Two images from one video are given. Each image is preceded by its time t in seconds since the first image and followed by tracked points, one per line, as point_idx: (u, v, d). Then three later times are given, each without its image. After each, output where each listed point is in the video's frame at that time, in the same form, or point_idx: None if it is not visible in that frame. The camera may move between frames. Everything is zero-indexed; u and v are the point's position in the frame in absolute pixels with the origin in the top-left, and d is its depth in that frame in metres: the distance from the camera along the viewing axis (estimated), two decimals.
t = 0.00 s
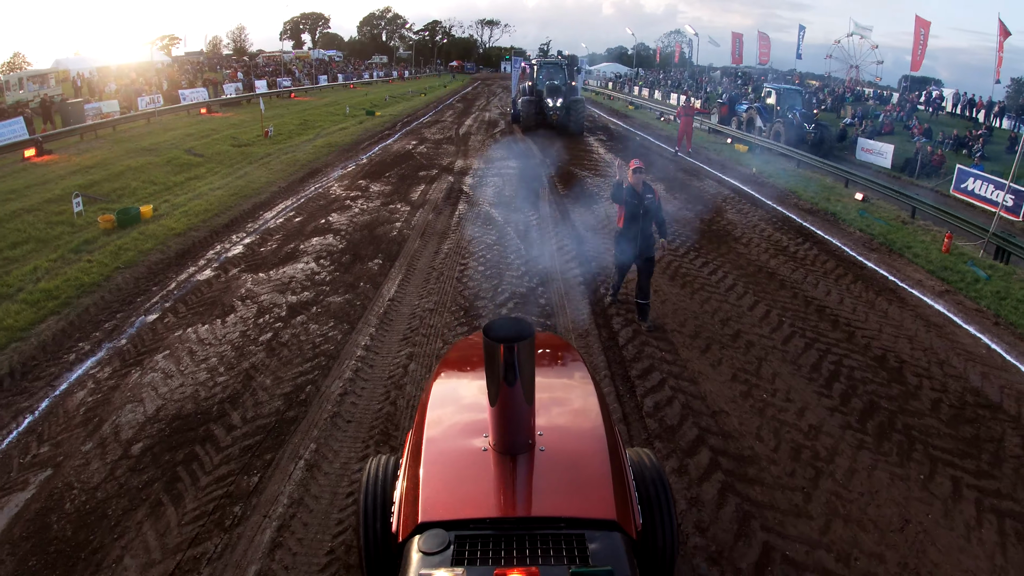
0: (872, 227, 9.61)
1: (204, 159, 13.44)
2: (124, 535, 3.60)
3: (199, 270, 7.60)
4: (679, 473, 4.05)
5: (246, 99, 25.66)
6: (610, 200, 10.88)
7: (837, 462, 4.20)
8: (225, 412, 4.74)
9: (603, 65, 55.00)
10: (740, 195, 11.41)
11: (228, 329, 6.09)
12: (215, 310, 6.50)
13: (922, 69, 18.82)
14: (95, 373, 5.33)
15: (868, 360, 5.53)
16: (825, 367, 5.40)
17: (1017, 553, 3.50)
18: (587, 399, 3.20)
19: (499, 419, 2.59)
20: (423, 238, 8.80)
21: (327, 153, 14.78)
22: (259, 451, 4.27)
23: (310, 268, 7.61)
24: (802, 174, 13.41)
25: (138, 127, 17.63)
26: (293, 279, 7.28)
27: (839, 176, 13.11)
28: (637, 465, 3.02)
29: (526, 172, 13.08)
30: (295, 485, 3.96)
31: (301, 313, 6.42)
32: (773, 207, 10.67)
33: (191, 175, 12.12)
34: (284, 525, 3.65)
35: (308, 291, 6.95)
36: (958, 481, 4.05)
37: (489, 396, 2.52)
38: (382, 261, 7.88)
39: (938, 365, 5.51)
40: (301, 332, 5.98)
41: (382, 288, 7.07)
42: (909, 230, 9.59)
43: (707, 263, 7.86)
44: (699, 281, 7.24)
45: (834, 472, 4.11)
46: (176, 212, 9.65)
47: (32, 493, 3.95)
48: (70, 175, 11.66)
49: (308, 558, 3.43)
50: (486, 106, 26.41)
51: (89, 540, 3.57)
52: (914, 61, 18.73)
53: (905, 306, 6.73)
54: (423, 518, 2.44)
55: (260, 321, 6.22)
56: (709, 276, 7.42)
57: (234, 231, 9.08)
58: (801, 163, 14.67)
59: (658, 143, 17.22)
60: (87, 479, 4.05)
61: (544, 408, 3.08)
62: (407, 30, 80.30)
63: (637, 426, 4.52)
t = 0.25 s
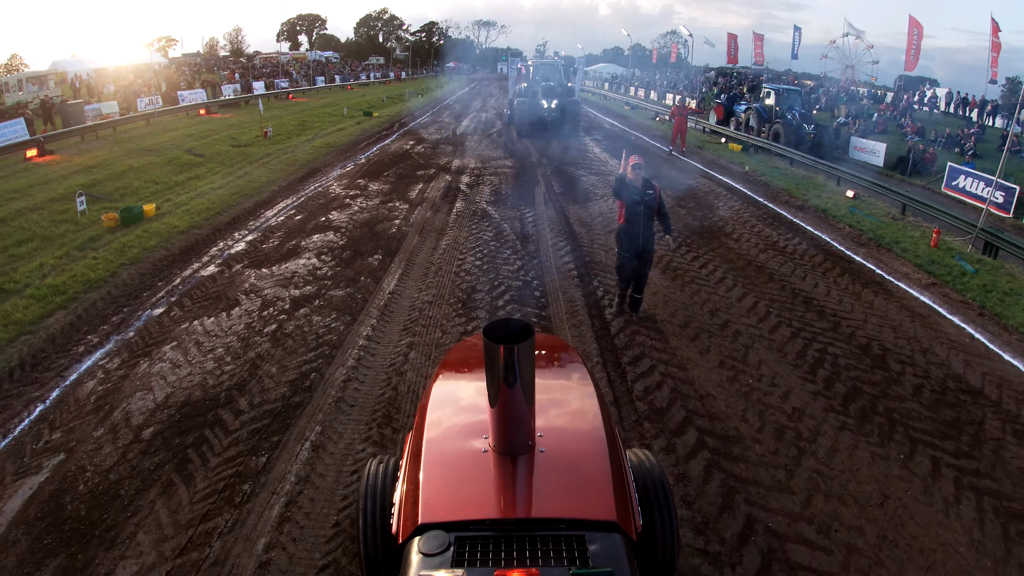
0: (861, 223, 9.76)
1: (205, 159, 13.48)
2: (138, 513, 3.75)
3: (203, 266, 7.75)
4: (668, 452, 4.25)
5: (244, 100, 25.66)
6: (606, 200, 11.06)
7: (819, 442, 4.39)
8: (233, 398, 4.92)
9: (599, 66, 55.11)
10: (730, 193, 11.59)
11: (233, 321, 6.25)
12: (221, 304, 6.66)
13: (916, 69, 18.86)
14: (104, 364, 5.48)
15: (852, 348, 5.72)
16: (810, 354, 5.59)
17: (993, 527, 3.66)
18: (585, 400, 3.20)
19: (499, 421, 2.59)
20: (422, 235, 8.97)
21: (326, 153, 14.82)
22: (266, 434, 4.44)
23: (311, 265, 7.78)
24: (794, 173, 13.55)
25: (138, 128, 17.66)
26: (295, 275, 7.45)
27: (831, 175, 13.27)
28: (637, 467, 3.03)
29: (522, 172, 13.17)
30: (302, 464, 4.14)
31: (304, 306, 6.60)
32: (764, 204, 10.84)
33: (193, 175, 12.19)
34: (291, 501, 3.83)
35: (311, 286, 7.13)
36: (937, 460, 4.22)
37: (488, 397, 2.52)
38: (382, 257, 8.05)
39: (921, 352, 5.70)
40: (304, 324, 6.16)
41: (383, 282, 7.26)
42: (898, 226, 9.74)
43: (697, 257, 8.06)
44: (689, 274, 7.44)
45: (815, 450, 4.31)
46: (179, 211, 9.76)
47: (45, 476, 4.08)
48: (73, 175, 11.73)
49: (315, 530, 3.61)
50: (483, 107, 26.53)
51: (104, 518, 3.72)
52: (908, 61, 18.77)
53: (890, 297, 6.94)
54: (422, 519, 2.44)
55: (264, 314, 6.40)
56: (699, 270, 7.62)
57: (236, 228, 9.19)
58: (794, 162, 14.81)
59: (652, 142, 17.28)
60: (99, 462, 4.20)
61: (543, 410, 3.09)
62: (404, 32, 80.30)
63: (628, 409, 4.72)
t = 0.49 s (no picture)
0: (852, 218, 9.86)
1: (206, 159, 13.51)
2: (150, 493, 3.88)
3: (207, 262, 7.83)
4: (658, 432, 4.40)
5: (243, 101, 25.62)
6: (600, 196, 11.14)
7: (804, 422, 4.54)
8: (241, 384, 5.06)
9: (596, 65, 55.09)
10: (724, 189, 11.69)
11: (239, 314, 6.37)
12: (226, 297, 6.76)
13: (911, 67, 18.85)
14: (113, 355, 5.59)
15: (838, 336, 5.86)
16: (796, 341, 5.74)
17: (972, 502, 3.78)
18: (584, 399, 3.20)
19: (499, 421, 2.59)
20: (421, 230, 9.05)
21: (325, 152, 14.82)
22: (274, 418, 4.59)
23: (314, 260, 7.86)
24: (788, 170, 13.62)
25: (138, 128, 17.68)
26: (298, 269, 7.55)
27: (824, 172, 13.34)
28: (638, 466, 3.02)
29: (518, 171, 13.20)
30: (309, 445, 4.29)
31: (307, 298, 6.72)
32: (757, 200, 10.93)
33: (194, 174, 12.23)
34: (299, 479, 3.97)
35: (313, 279, 7.23)
36: (917, 440, 4.36)
37: (488, 396, 2.52)
38: (383, 252, 8.15)
39: (906, 340, 5.83)
40: (308, 315, 6.29)
41: (384, 275, 7.38)
42: (888, 222, 9.83)
43: (689, 251, 8.17)
44: (681, 267, 7.56)
45: (799, 430, 4.46)
46: (181, 209, 9.81)
47: (59, 460, 4.20)
48: (76, 175, 11.78)
49: (323, 505, 3.76)
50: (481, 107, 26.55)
51: (118, 499, 3.84)
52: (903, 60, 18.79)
53: (877, 288, 7.07)
54: (423, 518, 2.44)
55: (269, 306, 6.52)
56: (690, 262, 7.73)
57: (238, 226, 9.26)
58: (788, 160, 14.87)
59: (646, 141, 17.23)
60: (111, 447, 4.32)
61: (541, 408, 3.09)
62: (401, 32, 80.09)
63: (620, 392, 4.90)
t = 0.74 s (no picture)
0: (843, 214, 9.95)
1: (207, 158, 13.53)
2: (163, 474, 4.01)
3: (211, 258, 7.92)
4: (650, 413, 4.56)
5: (241, 101, 25.53)
6: (597, 193, 11.19)
7: (790, 405, 4.69)
8: (249, 372, 5.21)
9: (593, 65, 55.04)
10: (718, 186, 11.79)
11: (244, 307, 6.48)
12: (231, 291, 6.87)
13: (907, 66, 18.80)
14: (122, 346, 5.70)
15: (825, 325, 5.99)
16: (785, 330, 5.88)
17: (953, 481, 3.91)
18: (583, 399, 3.20)
19: (499, 421, 2.59)
20: (421, 227, 9.14)
21: (324, 152, 14.81)
22: (282, 403, 4.73)
23: (316, 255, 7.95)
24: (782, 168, 13.69)
25: (139, 128, 17.67)
26: (301, 265, 7.64)
27: (817, 170, 13.42)
28: (637, 466, 3.03)
29: (515, 169, 13.20)
30: (316, 427, 4.44)
31: (311, 291, 6.83)
32: (750, 196, 11.03)
33: (196, 173, 12.26)
34: (307, 459, 4.12)
35: (316, 274, 7.32)
36: (900, 422, 4.49)
37: (488, 396, 2.52)
38: (384, 248, 8.24)
39: (893, 330, 5.95)
40: (312, 307, 6.41)
41: (385, 269, 7.48)
42: (880, 217, 9.92)
43: (682, 245, 8.28)
44: (673, 260, 7.69)
45: (786, 412, 4.62)
46: (184, 208, 9.86)
47: (73, 445, 4.32)
48: (79, 174, 11.81)
49: (330, 483, 3.91)
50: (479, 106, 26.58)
51: (131, 480, 3.97)
52: (898, 58, 18.75)
53: (865, 280, 7.18)
54: (423, 518, 2.44)
55: (274, 299, 6.62)
56: (682, 256, 7.85)
57: (241, 223, 9.33)
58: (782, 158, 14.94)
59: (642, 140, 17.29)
60: (123, 432, 4.45)
61: (540, 408, 3.09)
62: (398, 32, 79.94)
63: (614, 377, 5.05)
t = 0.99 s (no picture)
0: (836, 211, 10.05)
1: (209, 157, 13.55)
2: (176, 457, 4.16)
3: (216, 254, 8.02)
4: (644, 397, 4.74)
5: (241, 101, 25.46)
6: (595, 190, 11.27)
7: (778, 391, 4.86)
8: (256, 361, 5.36)
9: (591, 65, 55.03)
10: (713, 184, 11.90)
11: (250, 300, 6.59)
12: (237, 286, 6.99)
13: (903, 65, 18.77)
14: (131, 338, 5.81)
15: (815, 316, 6.15)
16: (775, 321, 6.05)
17: (936, 462, 4.06)
18: (583, 398, 3.21)
19: (499, 421, 2.60)
20: (422, 223, 9.25)
21: (324, 151, 14.78)
22: (289, 390, 4.90)
23: (319, 251, 8.05)
24: (776, 166, 13.78)
25: (140, 128, 17.67)
26: (304, 260, 7.75)
27: (810, 168, 13.51)
28: (637, 465, 3.03)
29: (513, 167, 13.22)
30: (323, 412, 4.61)
31: (315, 285, 6.96)
32: (745, 194, 11.13)
33: (198, 171, 12.30)
34: (315, 441, 4.28)
35: (319, 269, 7.44)
36: (885, 407, 4.65)
37: (488, 396, 2.52)
38: (386, 244, 8.36)
39: (882, 322, 6.09)
40: (317, 301, 6.55)
41: (387, 264, 7.61)
42: (873, 214, 10.01)
43: (676, 241, 8.41)
44: (668, 255, 7.83)
45: (774, 397, 4.79)
46: (188, 205, 9.93)
47: (86, 431, 4.45)
48: (82, 172, 11.84)
49: (336, 463, 4.08)
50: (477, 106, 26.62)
51: (144, 463, 4.11)
52: (895, 58, 18.73)
53: (857, 275, 7.31)
54: (423, 518, 2.44)
55: (279, 293, 6.76)
56: (676, 251, 8.00)
57: (244, 220, 9.41)
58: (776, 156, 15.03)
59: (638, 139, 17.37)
60: (135, 419, 4.59)
61: (540, 408, 3.09)
62: (396, 32, 79.85)
63: (610, 366, 5.21)
